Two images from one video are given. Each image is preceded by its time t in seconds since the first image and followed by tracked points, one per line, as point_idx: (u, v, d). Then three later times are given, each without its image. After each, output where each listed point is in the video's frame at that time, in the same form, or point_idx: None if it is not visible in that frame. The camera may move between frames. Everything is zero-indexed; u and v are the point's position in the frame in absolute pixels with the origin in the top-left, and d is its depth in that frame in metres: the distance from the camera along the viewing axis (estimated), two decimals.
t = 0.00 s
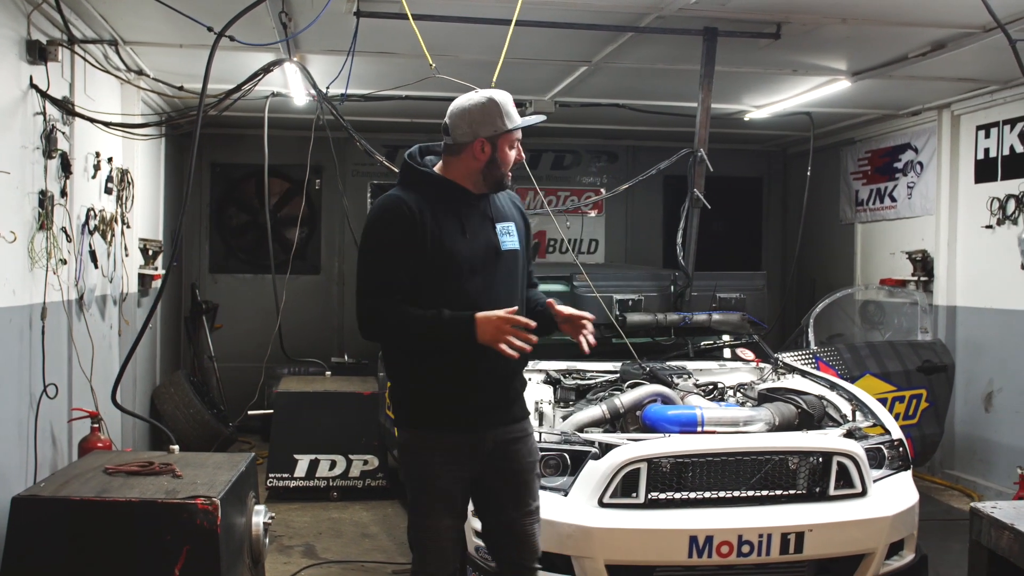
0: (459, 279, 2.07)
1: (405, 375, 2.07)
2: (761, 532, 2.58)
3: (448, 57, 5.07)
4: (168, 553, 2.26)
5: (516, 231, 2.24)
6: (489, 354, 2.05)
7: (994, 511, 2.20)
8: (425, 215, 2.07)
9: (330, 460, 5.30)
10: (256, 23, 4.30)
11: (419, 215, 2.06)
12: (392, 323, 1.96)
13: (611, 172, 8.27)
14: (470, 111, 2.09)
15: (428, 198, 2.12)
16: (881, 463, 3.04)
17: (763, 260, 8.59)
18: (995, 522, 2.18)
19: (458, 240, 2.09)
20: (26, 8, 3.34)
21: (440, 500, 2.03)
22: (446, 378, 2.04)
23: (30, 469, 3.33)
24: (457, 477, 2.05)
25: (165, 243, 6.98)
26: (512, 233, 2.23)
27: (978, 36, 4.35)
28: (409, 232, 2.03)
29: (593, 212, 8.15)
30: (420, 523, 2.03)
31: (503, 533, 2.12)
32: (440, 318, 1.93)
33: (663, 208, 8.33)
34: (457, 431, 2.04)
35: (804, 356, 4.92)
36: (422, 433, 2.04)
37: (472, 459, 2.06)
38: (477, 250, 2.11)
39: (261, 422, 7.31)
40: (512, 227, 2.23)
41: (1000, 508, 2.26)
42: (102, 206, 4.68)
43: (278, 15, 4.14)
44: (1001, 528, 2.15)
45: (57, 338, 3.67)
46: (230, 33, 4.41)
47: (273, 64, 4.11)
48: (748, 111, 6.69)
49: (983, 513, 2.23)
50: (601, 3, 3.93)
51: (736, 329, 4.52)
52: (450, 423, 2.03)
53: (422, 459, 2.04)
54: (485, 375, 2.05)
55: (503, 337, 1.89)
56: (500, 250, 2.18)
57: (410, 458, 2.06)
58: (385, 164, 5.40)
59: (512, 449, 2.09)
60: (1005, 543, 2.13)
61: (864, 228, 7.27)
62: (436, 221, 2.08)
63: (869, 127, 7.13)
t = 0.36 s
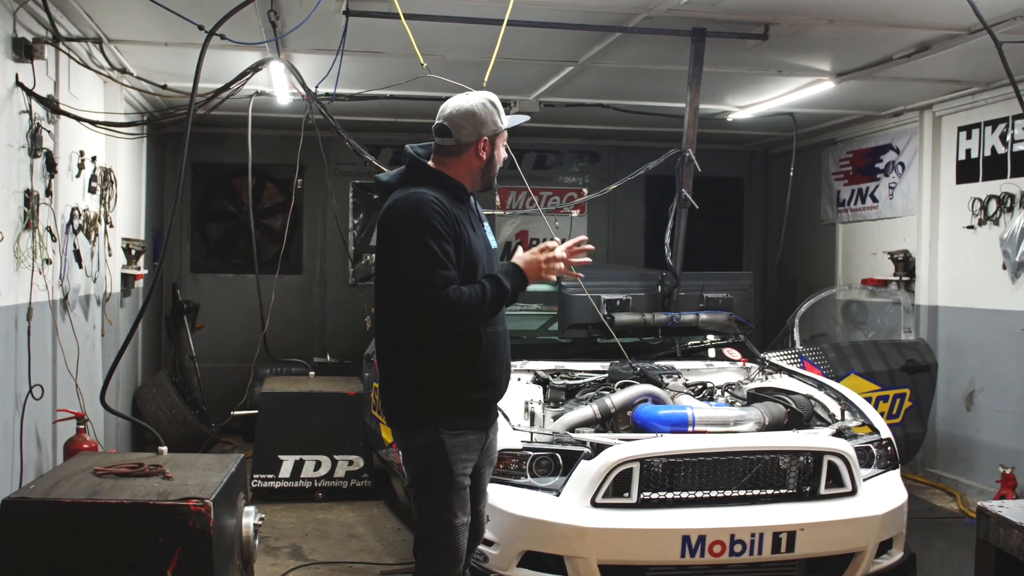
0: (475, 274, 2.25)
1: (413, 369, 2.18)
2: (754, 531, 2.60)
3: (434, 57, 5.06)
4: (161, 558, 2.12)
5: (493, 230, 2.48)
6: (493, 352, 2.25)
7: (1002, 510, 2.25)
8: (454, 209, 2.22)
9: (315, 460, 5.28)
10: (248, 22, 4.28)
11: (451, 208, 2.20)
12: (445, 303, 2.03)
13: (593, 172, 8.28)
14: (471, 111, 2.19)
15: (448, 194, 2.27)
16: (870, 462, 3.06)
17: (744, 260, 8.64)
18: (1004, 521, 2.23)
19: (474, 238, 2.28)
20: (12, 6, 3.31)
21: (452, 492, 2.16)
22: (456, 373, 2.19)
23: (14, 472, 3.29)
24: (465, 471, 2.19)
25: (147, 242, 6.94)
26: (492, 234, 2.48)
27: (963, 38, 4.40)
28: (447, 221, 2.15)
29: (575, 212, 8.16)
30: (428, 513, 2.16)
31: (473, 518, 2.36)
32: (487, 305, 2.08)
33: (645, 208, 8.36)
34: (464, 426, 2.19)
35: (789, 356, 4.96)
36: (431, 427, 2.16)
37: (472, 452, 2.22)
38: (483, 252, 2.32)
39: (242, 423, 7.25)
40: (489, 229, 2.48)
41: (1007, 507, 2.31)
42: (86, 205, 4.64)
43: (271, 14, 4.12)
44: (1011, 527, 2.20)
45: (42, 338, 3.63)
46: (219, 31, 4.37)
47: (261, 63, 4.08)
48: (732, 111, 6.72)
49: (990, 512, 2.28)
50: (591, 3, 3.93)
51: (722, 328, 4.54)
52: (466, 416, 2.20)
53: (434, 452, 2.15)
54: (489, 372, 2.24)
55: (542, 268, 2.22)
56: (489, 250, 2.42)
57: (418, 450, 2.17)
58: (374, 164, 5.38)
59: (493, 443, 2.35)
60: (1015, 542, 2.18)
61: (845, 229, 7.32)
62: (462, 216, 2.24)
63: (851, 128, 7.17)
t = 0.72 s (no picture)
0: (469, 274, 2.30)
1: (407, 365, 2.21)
2: (747, 529, 2.62)
3: (423, 56, 5.05)
4: (155, 559, 2.08)
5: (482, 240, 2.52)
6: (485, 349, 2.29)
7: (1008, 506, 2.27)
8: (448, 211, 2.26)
9: (302, 460, 5.26)
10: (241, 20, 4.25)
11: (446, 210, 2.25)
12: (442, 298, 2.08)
13: (577, 171, 8.29)
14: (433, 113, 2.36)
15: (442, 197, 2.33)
16: (860, 460, 3.08)
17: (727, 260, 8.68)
18: (1009, 517, 2.25)
19: (467, 240, 2.32)
20: None
21: (448, 485, 2.19)
22: (450, 368, 2.22)
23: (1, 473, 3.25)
24: (460, 465, 2.23)
25: (131, 241, 6.89)
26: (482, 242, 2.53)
27: (949, 38, 4.43)
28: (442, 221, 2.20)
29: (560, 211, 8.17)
30: (426, 505, 2.19)
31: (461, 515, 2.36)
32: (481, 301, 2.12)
33: (629, 208, 8.37)
34: (458, 421, 2.24)
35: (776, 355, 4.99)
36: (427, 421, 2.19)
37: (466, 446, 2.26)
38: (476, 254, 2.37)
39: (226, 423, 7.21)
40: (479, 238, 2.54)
41: (1013, 503, 2.34)
42: (72, 204, 4.60)
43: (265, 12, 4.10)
44: (1017, 523, 2.23)
45: (29, 338, 3.60)
46: (212, 28, 4.34)
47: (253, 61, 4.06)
48: (717, 111, 6.74)
49: (997, 508, 2.31)
50: (582, 3, 3.94)
51: (712, 328, 4.53)
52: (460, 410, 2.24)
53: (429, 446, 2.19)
54: (483, 369, 2.28)
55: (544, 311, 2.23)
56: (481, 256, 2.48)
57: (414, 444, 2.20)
58: (363, 163, 5.36)
59: (484, 439, 2.38)
60: (1022, 538, 2.20)
61: (829, 228, 7.37)
62: (456, 219, 2.28)
63: (834, 128, 7.22)
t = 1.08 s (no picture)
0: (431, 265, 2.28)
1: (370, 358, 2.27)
2: (742, 528, 2.64)
3: (413, 55, 5.04)
4: (151, 561, 2.06)
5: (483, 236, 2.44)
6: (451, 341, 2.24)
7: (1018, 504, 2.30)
8: (400, 204, 2.27)
9: (290, 461, 5.25)
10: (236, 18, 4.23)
11: (399, 203, 2.27)
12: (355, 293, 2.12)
13: (562, 171, 8.30)
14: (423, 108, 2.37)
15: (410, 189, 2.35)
16: (853, 459, 3.10)
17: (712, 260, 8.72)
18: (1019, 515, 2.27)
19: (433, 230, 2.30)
20: None
21: (406, 477, 2.20)
22: (408, 362, 2.23)
23: None
24: (422, 456, 2.21)
25: (117, 240, 6.84)
26: (483, 237, 2.44)
27: (938, 39, 4.47)
28: (385, 216, 2.24)
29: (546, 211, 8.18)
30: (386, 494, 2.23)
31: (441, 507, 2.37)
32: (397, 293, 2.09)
33: (615, 207, 8.39)
34: (416, 414, 2.22)
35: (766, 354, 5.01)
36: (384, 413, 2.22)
37: (432, 439, 2.25)
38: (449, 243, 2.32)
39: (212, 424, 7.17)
40: (482, 232, 2.45)
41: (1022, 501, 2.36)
42: (59, 203, 4.57)
43: (260, 10, 4.09)
44: None
45: (18, 338, 3.56)
46: (206, 26, 4.31)
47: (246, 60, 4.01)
48: (704, 110, 6.76)
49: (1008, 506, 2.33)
50: (574, 3, 3.94)
51: (702, 327, 4.53)
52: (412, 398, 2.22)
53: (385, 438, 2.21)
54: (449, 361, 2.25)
55: (418, 252, 1.98)
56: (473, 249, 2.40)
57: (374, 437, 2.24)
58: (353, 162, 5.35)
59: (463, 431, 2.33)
60: None
61: (814, 228, 7.41)
62: (413, 210, 2.29)
63: (819, 128, 7.26)
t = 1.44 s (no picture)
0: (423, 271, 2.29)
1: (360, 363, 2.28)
2: (740, 528, 2.65)
3: (406, 56, 5.04)
4: (151, 564, 2.05)
5: (471, 236, 2.51)
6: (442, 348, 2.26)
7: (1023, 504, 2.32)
8: (392, 207, 2.28)
9: (283, 462, 5.23)
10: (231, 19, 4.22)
11: (390, 207, 2.27)
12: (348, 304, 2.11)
13: (552, 172, 8.32)
14: (427, 113, 2.33)
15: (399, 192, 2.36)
16: (848, 459, 3.12)
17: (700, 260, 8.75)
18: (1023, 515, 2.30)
19: (424, 235, 2.32)
20: None
21: (394, 482, 2.22)
22: (400, 371, 2.24)
23: None
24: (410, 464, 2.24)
25: (106, 241, 6.81)
26: (470, 237, 2.50)
27: (929, 42, 4.49)
28: (377, 222, 2.23)
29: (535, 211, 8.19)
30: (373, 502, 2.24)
31: (429, 511, 2.40)
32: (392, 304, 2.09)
33: (604, 208, 8.40)
34: (406, 421, 2.24)
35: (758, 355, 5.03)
36: (374, 419, 2.24)
37: (423, 445, 2.27)
38: (439, 248, 2.35)
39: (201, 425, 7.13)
40: (469, 233, 2.50)
41: None
42: (51, 204, 4.55)
43: (257, 11, 4.08)
44: None
45: (11, 339, 3.55)
46: (204, 27, 4.29)
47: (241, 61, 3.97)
48: (695, 111, 6.77)
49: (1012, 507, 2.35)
50: (570, 4, 3.95)
51: (696, 328, 4.54)
52: (402, 409, 2.23)
53: (374, 444, 2.23)
54: (441, 369, 2.26)
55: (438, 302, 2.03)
56: (461, 250, 2.45)
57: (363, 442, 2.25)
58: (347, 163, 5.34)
59: (452, 439, 2.35)
60: None
61: (803, 228, 7.44)
62: (405, 215, 2.30)
63: (807, 129, 7.30)
